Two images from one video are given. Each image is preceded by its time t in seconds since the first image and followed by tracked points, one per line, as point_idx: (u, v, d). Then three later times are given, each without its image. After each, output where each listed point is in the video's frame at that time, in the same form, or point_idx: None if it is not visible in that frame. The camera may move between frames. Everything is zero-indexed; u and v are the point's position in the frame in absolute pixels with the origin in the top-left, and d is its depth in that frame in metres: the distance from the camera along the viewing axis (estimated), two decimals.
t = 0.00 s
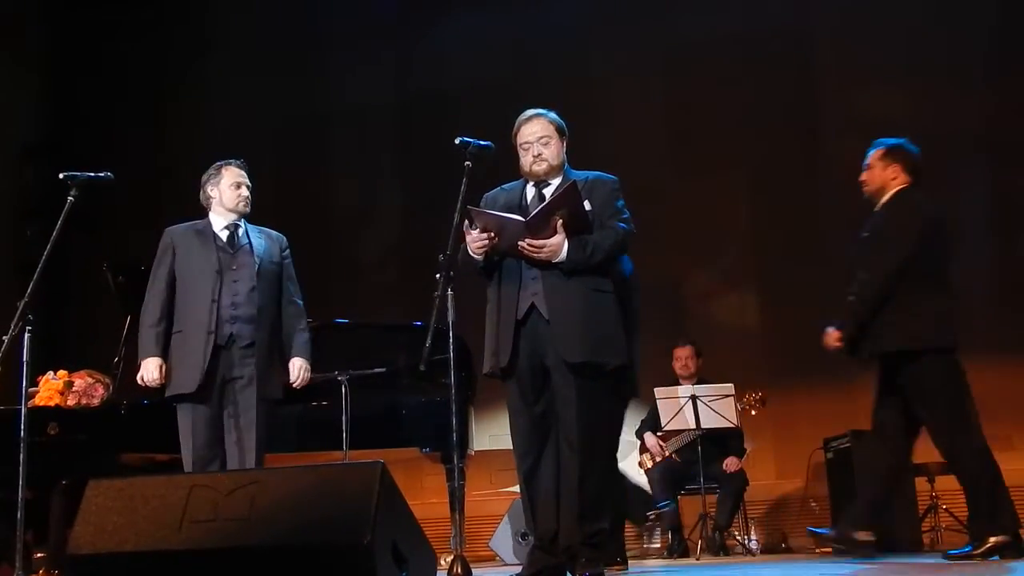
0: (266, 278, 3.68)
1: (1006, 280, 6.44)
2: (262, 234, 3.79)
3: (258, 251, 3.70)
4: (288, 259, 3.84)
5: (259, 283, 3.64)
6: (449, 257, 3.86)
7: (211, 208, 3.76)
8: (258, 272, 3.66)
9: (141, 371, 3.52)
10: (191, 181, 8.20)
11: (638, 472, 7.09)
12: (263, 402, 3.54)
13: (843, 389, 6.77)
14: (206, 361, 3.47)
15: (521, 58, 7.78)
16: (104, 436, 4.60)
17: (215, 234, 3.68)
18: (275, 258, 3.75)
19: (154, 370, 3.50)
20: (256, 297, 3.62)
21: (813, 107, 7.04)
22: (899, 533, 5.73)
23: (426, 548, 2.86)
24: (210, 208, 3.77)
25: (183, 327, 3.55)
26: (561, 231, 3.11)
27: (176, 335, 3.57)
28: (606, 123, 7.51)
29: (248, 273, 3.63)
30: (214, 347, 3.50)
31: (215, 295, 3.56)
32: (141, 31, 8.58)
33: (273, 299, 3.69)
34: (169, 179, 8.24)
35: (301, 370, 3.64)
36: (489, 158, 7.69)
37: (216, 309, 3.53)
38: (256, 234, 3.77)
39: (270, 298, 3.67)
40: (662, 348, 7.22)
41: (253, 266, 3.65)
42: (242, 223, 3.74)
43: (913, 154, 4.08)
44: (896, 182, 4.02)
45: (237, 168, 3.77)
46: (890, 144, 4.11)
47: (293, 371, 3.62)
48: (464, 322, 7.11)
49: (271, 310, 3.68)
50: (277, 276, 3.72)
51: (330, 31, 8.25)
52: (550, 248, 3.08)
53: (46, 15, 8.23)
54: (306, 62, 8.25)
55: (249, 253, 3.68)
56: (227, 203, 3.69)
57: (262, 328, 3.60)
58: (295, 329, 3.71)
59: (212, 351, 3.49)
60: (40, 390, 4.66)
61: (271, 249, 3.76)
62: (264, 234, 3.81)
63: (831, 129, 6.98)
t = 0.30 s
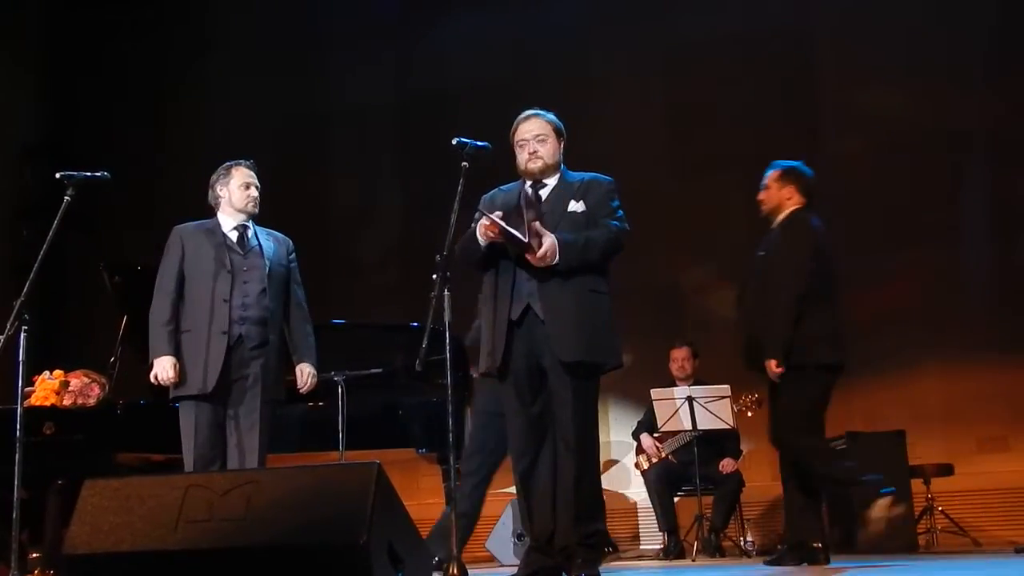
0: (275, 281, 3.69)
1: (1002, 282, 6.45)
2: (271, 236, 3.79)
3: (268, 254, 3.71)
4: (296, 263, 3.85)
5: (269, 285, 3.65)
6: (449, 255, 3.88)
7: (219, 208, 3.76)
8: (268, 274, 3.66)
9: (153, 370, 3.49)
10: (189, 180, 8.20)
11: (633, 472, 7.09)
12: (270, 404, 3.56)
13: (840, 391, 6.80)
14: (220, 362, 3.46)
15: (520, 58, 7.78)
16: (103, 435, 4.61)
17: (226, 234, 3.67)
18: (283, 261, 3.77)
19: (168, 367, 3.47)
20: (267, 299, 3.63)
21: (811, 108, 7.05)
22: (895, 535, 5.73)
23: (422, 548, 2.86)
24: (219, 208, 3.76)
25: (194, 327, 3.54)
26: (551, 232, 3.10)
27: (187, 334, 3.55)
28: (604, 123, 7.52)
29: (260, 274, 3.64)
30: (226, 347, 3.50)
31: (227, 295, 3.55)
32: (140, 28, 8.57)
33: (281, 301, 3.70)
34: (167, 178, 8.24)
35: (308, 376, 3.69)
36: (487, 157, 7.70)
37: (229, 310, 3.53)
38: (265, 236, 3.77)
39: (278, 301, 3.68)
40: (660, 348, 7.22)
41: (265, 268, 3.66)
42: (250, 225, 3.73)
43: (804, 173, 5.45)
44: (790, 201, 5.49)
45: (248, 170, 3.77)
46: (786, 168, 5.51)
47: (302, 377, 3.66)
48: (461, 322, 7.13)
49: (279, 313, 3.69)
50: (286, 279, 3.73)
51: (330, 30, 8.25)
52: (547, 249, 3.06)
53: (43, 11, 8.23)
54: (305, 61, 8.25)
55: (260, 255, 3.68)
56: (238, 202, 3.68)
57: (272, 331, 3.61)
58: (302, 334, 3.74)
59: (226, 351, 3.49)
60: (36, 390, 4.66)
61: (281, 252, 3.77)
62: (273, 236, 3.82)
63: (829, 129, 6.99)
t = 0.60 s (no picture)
0: (273, 280, 3.68)
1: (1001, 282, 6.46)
2: (271, 236, 3.78)
3: (265, 253, 3.70)
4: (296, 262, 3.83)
5: (266, 284, 3.64)
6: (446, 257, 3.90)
7: (218, 208, 3.76)
8: (265, 274, 3.65)
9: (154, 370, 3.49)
10: (186, 180, 8.18)
11: (632, 473, 7.08)
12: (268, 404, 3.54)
13: (840, 390, 6.78)
14: (217, 362, 3.47)
15: (519, 58, 7.78)
16: (100, 436, 4.60)
17: (224, 234, 3.67)
18: (281, 261, 3.74)
19: (166, 367, 3.45)
20: (264, 299, 3.62)
21: (811, 107, 7.05)
22: (893, 535, 5.73)
23: (420, 548, 2.85)
24: (219, 208, 3.76)
25: (192, 328, 3.54)
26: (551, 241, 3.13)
27: (186, 335, 3.55)
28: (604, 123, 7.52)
29: (253, 273, 3.63)
30: (223, 348, 3.50)
31: (223, 295, 3.55)
32: (139, 27, 8.55)
33: (279, 301, 3.68)
34: (164, 177, 8.22)
35: (307, 374, 3.65)
36: (486, 157, 7.70)
37: (224, 311, 3.53)
38: (263, 235, 3.76)
39: (277, 301, 3.67)
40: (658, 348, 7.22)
41: (260, 267, 3.65)
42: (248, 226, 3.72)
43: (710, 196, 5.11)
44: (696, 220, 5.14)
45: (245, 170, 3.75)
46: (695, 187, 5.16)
47: (298, 373, 3.62)
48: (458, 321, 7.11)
49: (278, 313, 3.68)
50: (285, 278, 3.72)
51: (329, 30, 8.24)
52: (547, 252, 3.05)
53: (43, 11, 8.22)
54: (304, 61, 8.25)
55: (258, 256, 3.67)
56: (234, 203, 3.67)
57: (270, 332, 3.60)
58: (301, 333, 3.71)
59: (222, 352, 3.48)
60: (34, 391, 4.60)
61: (278, 251, 3.76)
62: (271, 235, 3.80)
63: (828, 129, 6.99)
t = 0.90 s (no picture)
0: (259, 279, 3.64)
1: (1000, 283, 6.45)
2: (261, 233, 3.73)
3: (249, 252, 3.66)
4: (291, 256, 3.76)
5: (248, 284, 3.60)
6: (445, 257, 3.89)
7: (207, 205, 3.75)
8: (248, 273, 3.62)
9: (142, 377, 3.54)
10: (185, 180, 8.17)
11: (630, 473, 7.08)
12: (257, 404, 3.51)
13: (839, 392, 6.78)
14: (193, 366, 3.47)
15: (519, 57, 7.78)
16: (99, 436, 4.59)
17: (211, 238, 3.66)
18: (270, 259, 3.69)
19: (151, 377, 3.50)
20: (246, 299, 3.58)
21: (811, 107, 7.05)
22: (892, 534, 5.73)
23: (418, 548, 2.85)
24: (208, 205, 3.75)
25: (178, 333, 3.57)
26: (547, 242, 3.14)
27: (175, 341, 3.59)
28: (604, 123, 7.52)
29: (234, 274, 3.60)
30: (201, 352, 3.50)
31: (202, 299, 3.56)
32: (140, 27, 8.57)
33: (266, 299, 3.64)
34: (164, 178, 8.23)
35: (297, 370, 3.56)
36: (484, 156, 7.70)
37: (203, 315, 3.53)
38: (253, 232, 3.72)
39: (263, 299, 3.63)
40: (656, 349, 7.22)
41: (241, 267, 3.62)
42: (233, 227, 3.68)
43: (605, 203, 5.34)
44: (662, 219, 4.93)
45: (226, 170, 3.68)
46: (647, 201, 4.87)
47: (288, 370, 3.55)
48: (456, 321, 7.12)
49: (267, 311, 3.63)
50: (272, 276, 3.66)
51: (330, 28, 8.25)
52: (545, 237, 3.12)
53: (43, 12, 8.22)
54: (303, 60, 8.25)
55: (242, 255, 3.64)
56: (210, 206, 3.63)
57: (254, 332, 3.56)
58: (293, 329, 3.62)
59: (199, 356, 3.49)
60: (32, 392, 4.64)
61: (267, 248, 3.71)
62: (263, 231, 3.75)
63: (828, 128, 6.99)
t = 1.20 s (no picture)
0: (246, 275, 3.51)
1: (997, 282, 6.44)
2: (256, 230, 3.61)
3: (240, 248, 3.56)
4: (292, 248, 3.61)
5: (232, 281, 3.49)
6: (441, 257, 3.90)
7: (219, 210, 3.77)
8: (233, 270, 3.51)
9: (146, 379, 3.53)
10: (182, 179, 8.16)
11: (625, 473, 7.09)
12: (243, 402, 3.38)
13: (835, 392, 6.79)
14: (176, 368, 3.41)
15: (518, 57, 7.78)
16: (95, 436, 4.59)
17: (205, 242, 3.60)
18: (260, 255, 3.56)
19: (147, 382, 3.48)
20: (230, 297, 3.47)
21: (809, 107, 7.05)
22: (887, 535, 5.74)
23: (414, 547, 2.85)
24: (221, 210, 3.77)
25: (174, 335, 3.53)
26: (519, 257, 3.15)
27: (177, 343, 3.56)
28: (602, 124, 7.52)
29: (219, 273, 3.51)
30: (184, 354, 3.44)
31: (188, 300, 3.49)
32: (139, 25, 8.56)
33: (257, 296, 3.52)
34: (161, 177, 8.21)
35: (281, 365, 3.39)
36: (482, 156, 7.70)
37: (187, 316, 3.46)
38: (248, 227, 3.62)
39: (252, 295, 3.50)
40: (653, 348, 7.22)
41: (224, 266, 3.52)
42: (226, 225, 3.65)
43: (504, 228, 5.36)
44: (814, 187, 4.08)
45: (214, 172, 3.68)
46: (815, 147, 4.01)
47: (270, 365, 3.39)
48: (452, 322, 7.12)
49: (256, 308, 3.50)
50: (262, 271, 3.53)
51: (328, 28, 8.23)
52: (514, 267, 3.14)
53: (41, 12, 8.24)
54: (301, 60, 8.24)
55: (232, 252, 3.54)
56: (199, 209, 3.65)
57: (238, 330, 3.43)
58: (284, 324, 3.47)
59: (182, 358, 3.43)
60: (27, 391, 4.64)
61: (259, 244, 3.58)
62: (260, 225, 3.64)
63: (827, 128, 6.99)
